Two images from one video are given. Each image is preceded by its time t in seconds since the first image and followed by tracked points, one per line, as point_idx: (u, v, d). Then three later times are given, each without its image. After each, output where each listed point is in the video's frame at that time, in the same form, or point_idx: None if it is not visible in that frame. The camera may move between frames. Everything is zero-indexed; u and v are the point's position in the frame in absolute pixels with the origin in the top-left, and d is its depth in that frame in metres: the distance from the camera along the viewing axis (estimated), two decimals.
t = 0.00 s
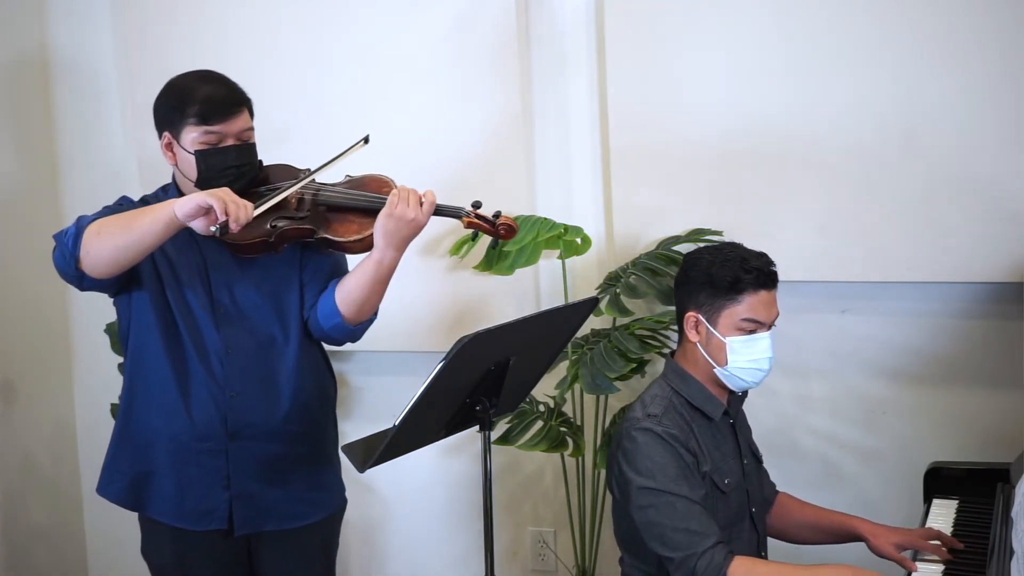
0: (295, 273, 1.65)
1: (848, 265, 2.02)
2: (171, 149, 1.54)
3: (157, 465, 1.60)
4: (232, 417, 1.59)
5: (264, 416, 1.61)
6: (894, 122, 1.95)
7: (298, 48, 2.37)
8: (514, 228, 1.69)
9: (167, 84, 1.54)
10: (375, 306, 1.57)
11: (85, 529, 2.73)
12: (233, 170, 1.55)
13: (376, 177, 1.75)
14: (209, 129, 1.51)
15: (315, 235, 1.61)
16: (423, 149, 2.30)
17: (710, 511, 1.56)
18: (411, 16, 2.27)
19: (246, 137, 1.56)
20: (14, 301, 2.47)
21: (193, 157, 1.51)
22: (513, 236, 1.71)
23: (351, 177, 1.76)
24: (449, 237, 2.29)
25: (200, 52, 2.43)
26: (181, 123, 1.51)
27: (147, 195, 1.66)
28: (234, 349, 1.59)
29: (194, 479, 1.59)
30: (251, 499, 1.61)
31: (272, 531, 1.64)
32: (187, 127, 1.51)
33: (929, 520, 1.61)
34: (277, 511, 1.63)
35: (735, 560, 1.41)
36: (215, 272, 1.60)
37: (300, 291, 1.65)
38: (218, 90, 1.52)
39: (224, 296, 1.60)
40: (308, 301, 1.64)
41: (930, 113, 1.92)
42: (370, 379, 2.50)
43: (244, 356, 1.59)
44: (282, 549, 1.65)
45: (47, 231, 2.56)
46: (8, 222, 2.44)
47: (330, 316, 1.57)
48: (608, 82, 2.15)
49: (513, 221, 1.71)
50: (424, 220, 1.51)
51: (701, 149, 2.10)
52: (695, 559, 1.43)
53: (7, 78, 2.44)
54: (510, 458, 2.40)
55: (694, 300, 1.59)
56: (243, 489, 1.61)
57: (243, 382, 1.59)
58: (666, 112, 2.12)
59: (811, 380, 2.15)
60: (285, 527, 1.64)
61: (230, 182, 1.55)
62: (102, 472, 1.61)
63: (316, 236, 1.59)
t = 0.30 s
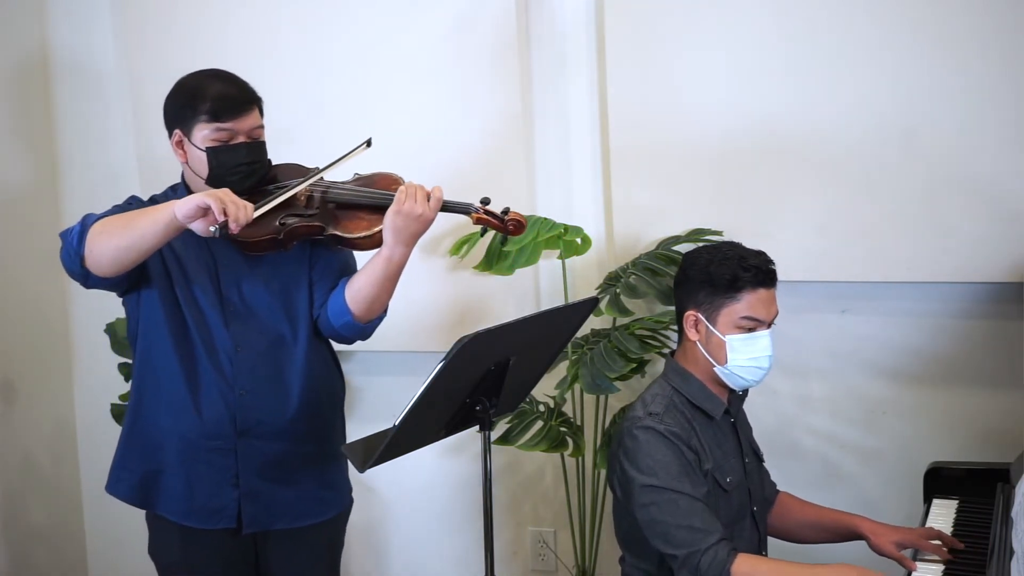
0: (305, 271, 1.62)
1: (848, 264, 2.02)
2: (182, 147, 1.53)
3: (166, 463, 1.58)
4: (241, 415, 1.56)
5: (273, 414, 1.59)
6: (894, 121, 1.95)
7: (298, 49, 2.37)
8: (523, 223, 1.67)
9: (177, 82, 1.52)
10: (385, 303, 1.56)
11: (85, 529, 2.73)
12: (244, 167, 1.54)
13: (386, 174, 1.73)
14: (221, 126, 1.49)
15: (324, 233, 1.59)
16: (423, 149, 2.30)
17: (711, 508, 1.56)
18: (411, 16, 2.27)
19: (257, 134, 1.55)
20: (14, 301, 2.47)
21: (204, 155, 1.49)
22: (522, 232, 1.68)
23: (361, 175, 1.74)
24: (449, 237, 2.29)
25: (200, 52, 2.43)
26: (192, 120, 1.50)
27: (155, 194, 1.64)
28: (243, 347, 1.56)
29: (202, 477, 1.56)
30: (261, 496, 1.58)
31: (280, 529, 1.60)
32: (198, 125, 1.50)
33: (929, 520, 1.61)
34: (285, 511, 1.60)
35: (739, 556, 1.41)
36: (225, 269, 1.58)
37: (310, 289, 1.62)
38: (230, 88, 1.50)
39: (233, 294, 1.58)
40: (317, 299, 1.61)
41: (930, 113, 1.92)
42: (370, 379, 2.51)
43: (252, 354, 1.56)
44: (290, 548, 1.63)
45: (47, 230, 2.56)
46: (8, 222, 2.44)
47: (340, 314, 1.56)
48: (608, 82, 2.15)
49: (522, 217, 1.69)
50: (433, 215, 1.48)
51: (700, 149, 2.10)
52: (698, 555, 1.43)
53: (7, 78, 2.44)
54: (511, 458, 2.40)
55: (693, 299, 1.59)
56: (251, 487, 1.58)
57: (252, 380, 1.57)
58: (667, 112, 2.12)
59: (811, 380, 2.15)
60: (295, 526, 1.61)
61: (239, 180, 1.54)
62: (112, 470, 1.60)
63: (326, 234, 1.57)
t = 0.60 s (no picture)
0: (314, 273, 1.61)
1: (848, 264, 2.02)
2: (193, 145, 1.51)
3: (174, 463, 1.56)
4: (249, 415, 1.55)
5: (282, 414, 1.57)
6: (894, 121, 1.95)
7: (298, 49, 2.37)
8: (533, 226, 1.67)
9: (188, 81, 1.51)
10: (395, 304, 1.54)
11: (85, 530, 2.73)
12: (255, 166, 1.52)
13: (396, 176, 1.72)
14: (233, 124, 1.48)
15: (334, 232, 1.59)
16: (423, 148, 2.30)
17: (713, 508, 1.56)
18: (411, 16, 2.28)
19: (268, 134, 1.53)
20: (15, 301, 2.47)
21: (216, 152, 1.48)
22: (532, 234, 1.69)
23: (370, 177, 1.74)
24: (449, 237, 2.29)
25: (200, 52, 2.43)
26: (204, 118, 1.49)
27: (165, 194, 1.64)
28: (251, 347, 1.55)
29: (210, 477, 1.55)
30: (269, 497, 1.58)
31: (287, 529, 1.60)
32: (211, 122, 1.49)
33: (929, 520, 1.61)
34: (292, 510, 1.59)
35: (743, 559, 1.42)
36: (234, 269, 1.57)
37: (319, 290, 1.61)
38: (242, 86, 1.50)
39: (242, 294, 1.56)
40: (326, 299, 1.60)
41: (930, 113, 1.92)
42: (370, 379, 2.51)
43: (261, 354, 1.55)
44: (295, 549, 1.62)
45: (47, 230, 2.56)
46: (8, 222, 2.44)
47: (350, 314, 1.54)
48: (608, 82, 2.15)
49: (533, 219, 1.69)
50: (444, 218, 1.49)
51: (700, 149, 2.10)
52: (702, 556, 1.43)
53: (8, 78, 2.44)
54: (511, 458, 2.40)
55: (699, 300, 1.59)
56: (258, 487, 1.57)
57: (261, 379, 1.55)
58: (666, 112, 2.12)
59: (811, 380, 2.15)
60: (302, 525, 1.60)
61: (250, 179, 1.52)
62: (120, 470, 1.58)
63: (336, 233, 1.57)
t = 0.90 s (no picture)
0: (322, 274, 1.60)
1: (849, 264, 2.01)
2: (204, 144, 1.49)
3: (182, 463, 1.55)
4: (257, 415, 1.54)
5: (290, 415, 1.56)
6: (894, 121, 1.95)
7: (299, 50, 2.37)
8: (544, 231, 1.65)
9: (200, 81, 1.50)
10: (405, 305, 1.52)
11: (85, 530, 2.73)
12: (267, 167, 1.50)
13: (407, 180, 1.72)
14: (246, 124, 1.47)
15: (344, 234, 1.58)
16: (427, 146, 2.30)
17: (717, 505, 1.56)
18: (411, 16, 2.28)
19: (280, 135, 1.52)
20: (14, 301, 2.46)
21: (227, 152, 1.46)
22: (543, 239, 1.67)
23: (382, 180, 1.74)
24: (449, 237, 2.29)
25: (200, 52, 2.43)
26: (216, 117, 1.47)
27: (174, 195, 1.63)
28: (260, 347, 1.54)
29: (217, 477, 1.54)
30: (276, 497, 1.56)
31: (295, 530, 1.59)
32: (223, 122, 1.47)
33: (929, 520, 1.60)
34: (298, 511, 1.58)
35: (751, 550, 1.41)
36: (243, 269, 1.56)
37: (328, 292, 1.60)
38: (255, 86, 1.48)
39: (251, 294, 1.56)
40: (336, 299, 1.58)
41: (930, 113, 1.92)
42: (370, 379, 2.50)
43: (270, 354, 1.55)
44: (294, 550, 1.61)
45: (47, 230, 2.56)
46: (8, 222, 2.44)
47: (359, 316, 1.52)
48: (609, 83, 2.15)
49: (543, 224, 1.67)
50: (451, 220, 1.45)
51: (700, 150, 2.10)
52: (710, 548, 1.42)
53: (8, 77, 2.44)
54: (511, 458, 2.40)
55: (700, 298, 1.63)
56: (265, 487, 1.56)
57: (270, 380, 1.55)
58: (667, 112, 2.11)
59: (812, 380, 2.15)
60: (309, 526, 1.59)
61: (262, 180, 1.50)
62: (127, 470, 1.58)
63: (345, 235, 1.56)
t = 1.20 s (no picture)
0: (334, 276, 1.60)
1: (849, 264, 2.01)
2: (217, 143, 1.48)
3: (191, 463, 1.54)
4: (267, 415, 1.53)
5: (298, 416, 1.55)
6: (894, 121, 1.95)
7: (299, 50, 2.37)
8: (557, 232, 1.67)
9: (211, 81, 1.48)
10: (417, 306, 1.53)
11: (85, 530, 2.73)
12: (279, 165, 1.48)
13: (419, 180, 1.73)
14: (258, 121, 1.45)
15: (356, 234, 1.59)
16: (427, 146, 2.30)
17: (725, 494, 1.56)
18: (411, 16, 2.28)
19: (293, 133, 1.50)
20: (14, 301, 2.46)
21: (240, 151, 1.45)
22: (555, 241, 1.68)
23: (394, 179, 1.75)
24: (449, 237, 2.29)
25: (200, 52, 2.43)
26: (229, 116, 1.46)
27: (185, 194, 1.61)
28: (270, 347, 1.53)
29: (226, 478, 1.53)
30: (285, 497, 1.56)
31: (304, 530, 1.58)
32: (235, 121, 1.45)
33: (929, 520, 1.60)
34: (308, 512, 1.58)
35: (756, 537, 1.41)
36: (255, 269, 1.55)
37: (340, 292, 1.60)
38: (266, 84, 1.47)
39: (263, 295, 1.55)
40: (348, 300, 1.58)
41: (930, 113, 1.92)
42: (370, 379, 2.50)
43: (281, 354, 1.54)
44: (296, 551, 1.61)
45: (47, 230, 2.56)
46: (8, 222, 2.44)
47: (372, 316, 1.52)
48: (609, 83, 2.15)
49: (556, 226, 1.69)
50: (468, 224, 1.48)
51: (699, 150, 2.10)
52: (716, 530, 1.43)
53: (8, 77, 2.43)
54: (511, 458, 2.40)
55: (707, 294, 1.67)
56: (274, 487, 1.55)
57: (281, 380, 1.54)
58: (667, 112, 2.11)
59: (812, 380, 2.15)
60: (319, 527, 1.59)
61: (276, 178, 1.49)
62: (136, 469, 1.57)
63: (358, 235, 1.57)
